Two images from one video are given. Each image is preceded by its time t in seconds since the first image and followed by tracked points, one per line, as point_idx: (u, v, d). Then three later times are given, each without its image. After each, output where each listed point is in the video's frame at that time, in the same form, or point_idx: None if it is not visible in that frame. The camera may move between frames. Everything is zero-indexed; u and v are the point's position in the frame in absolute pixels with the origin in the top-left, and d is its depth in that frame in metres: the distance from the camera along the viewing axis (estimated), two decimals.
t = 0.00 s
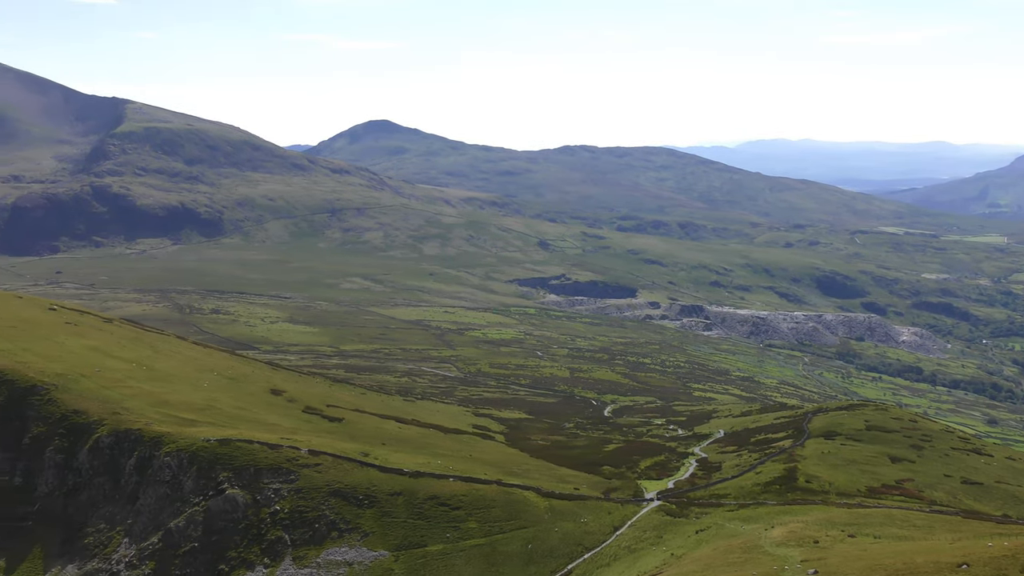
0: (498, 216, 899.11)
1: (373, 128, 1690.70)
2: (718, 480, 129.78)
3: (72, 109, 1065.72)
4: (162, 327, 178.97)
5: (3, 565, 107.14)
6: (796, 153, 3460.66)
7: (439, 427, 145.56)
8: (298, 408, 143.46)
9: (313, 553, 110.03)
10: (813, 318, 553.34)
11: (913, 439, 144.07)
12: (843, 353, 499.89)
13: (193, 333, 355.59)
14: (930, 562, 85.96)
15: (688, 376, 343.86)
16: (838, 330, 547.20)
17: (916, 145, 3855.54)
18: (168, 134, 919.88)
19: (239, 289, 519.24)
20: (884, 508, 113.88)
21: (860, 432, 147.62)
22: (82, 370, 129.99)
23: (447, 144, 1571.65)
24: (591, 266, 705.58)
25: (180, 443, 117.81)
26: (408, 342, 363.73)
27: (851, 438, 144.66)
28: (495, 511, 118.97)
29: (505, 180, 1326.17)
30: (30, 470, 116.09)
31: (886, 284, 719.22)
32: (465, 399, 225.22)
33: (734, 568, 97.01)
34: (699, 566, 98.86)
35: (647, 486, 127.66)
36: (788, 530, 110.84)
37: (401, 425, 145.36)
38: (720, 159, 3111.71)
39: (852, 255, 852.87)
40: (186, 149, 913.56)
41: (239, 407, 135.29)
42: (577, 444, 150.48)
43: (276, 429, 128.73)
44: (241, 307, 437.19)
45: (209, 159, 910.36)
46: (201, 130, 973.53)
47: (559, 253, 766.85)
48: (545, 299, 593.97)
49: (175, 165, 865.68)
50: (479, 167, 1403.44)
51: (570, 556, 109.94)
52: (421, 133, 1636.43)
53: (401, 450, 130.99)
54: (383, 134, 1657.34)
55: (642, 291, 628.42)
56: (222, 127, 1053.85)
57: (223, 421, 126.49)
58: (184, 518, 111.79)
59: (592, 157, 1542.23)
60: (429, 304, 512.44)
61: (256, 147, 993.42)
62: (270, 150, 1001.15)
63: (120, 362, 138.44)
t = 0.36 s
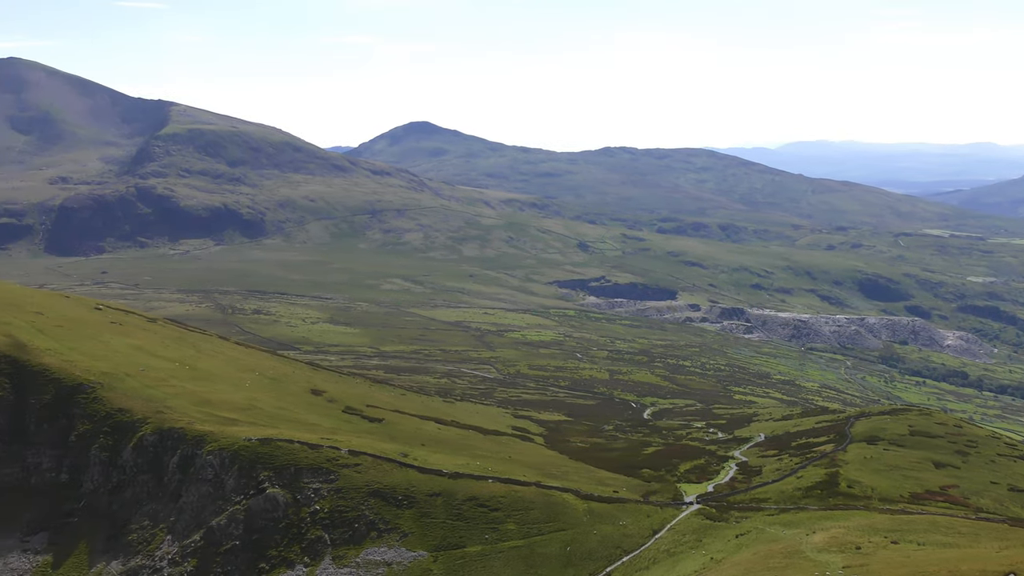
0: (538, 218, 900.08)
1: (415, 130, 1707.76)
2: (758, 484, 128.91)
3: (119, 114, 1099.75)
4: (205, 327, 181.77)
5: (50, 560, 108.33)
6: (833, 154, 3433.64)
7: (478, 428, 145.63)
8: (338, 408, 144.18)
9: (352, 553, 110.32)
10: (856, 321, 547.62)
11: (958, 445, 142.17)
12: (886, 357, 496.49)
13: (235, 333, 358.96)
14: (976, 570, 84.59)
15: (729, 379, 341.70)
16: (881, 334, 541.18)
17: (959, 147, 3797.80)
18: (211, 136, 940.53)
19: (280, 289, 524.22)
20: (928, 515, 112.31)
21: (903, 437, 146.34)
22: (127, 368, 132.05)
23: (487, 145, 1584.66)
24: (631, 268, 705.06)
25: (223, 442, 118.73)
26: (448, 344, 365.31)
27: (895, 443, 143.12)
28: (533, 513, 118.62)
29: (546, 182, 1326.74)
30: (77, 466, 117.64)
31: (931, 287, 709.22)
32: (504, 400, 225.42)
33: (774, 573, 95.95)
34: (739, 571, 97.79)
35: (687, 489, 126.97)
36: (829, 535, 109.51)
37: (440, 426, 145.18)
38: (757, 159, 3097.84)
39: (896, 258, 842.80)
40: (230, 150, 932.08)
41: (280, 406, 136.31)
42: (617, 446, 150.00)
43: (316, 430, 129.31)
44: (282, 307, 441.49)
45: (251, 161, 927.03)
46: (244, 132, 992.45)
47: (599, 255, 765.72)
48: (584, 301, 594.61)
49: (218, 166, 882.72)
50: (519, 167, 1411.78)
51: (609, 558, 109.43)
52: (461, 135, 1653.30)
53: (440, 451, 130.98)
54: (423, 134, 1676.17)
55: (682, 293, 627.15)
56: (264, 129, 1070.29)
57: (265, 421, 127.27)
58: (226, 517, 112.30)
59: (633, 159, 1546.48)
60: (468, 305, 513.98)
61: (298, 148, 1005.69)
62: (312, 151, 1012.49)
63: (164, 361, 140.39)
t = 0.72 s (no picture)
0: (577, 220, 900.96)
1: (453, 131, 1729.57)
2: (799, 487, 127.77)
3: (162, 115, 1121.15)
4: (246, 328, 184.41)
5: (93, 556, 109.43)
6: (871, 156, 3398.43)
7: (517, 429, 145.54)
8: (377, 408, 144.49)
9: (390, 553, 110.31)
10: (899, 324, 542.08)
11: (1004, 449, 140.21)
12: (930, 361, 491.31)
13: (275, 333, 362.67)
14: None
15: (769, 382, 339.24)
16: (924, 337, 534.16)
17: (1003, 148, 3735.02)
18: (254, 138, 967.78)
19: (320, 291, 527.81)
20: (973, 521, 110.46)
21: (947, 441, 144.63)
22: (169, 368, 133.51)
23: (524, 146, 1600.09)
24: (671, 270, 703.92)
25: (263, 441, 119.42)
26: (487, 345, 365.60)
27: (938, 447, 141.62)
28: (572, 515, 117.96)
29: (585, 183, 1346.66)
30: (120, 464, 118.80)
31: (976, 290, 696.36)
32: (543, 403, 224.89)
33: None
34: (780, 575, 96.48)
35: (726, 492, 126.10)
36: (872, 540, 107.90)
37: (480, 427, 144.92)
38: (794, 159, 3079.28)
39: (940, 260, 830.57)
40: (271, 152, 956.00)
41: (319, 407, 136.80)
42: (655, 448, 149.22)
43: (355, 429, 129.54)
44: (323, 307, 445.20)
45: (292, 162, 948.93)
46: (286, 134, 1018.43)
47: (638, 256, 764.18)
48: (624, 303, 595.19)
49: (259, 167, 905.86)
50: (558, 169, 1426.51)
51: (647, 561, 108.68)
52: (499, 136, 1674.22)
53: (479, 452, 130.82)
54: (462, 136, 1698.49)
55: (722, 295, 624.85)
56: (305, 130, 1088.48)
57: (304, 421, 127.70)
58: (265, 515, 112.66)
59: (672, 160, 1549.16)
60: (507, 307, 514.23)
61: (338, 151, 1029.32)
62: (353, 154, 1035.69)
63: (206, 361, 142.04)
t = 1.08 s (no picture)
0: (611, 220, 902.49)
1: (487, 131, 1754.76)
2: (835, 491, 126.63)
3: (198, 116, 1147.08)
4: (281, 328, 186.73)
5: (131, 553, 110.23)
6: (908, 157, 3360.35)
7: (550, 429, 145.42)
8: (410, 408, 144.69)
9: (423, 553, 110.01)
10: (936, 326, 535.13)
11: None
12: (969, 363, 483.56)
13: (309, 333, 368.09)
14: None
15: (804, 384, 337.10)
16: (962, 339, 524.76)
17: None
18: (289, 140, 987.02)
19: (354, 291, 533.04)
20: (1013, 525, 108.51)
21: (986, 445, 142.81)
22: (204, 367, 134.66)
23: (559, 147, 1618.87)
24: (705, 271, 703.07)
25: (297, 440, 119.81)
26: (520, 345, 365.93)
27: (977, 451, 139.89)
28: (604, 516, 117.17)
29: (618, 184, 1362.05)
30: (157, 462, 119.78)
31: (1017, 292, 681.44)
32: (576, 403, 224.75)
33: None
34: None
35: (760, 494, 125.15)
36: (908, 544, 106.21)
37: (512, 428, 144.76)
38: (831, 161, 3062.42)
39: (979, 261, 815.47)
40: (306, 153, 974.19)
41: (352, 406, 137.19)
42: (688, 450, 148.54)
43: (389, 429, 129.72)
44: (357, 307, 449.87)
45: (326, 163, 965.82)
46: (321, 135, 1036.57)
47: (672, 257, 762.99)
48: (658, 304, 596.31)
49: (295, 168, 924.96)
50: (592, 170, 1440.71)
51: (681, 562, 107.39)
52: (534, 137, 1696.19)
53: (511, 453, 130.52)
54: (496, 137, 1722.36)
55: (757, 296, 622.70)
56: (339, 131, 1103.78)
57: (338, 420, 127.96)
58: (299, 514, 112.85)
59: (707, 161, 1548.83)
60: (541, 307, 514.23)
61: (373, 151, 1045.57)
62: (388, 154, 1051.09)
63: (241, 360, 143.31)
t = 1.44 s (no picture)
0: (638, 221, 904.58)
1: (514, 133, 1779.60)
2: (863, 494, 125.94)
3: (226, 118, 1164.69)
4: (308, 329, 188.39)
5: (160, 552, 110.82)
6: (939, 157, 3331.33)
7: (577, 431, 145.23)
8: (436, 409, 144.58)
9: (450, 553, 109.91)
10: (967, 328, 528.47)
11: None
12: (1000, 365, 475.82)
13: (336, 333, 372.87)
14: None
15: (831, 386, 335.91)
16: (994, 341, 517.26)
17: None
18: (317, 142, 1012.16)
19: (381, 292, 538.56)
20: None
21: (1018, 448, 141.15)
22: (233, 367, 135.64)
23: (586, 149, 1637.18)
24: (733, 272, 702.50)
25: (324, 440, 120.18)
26: (546, 346, 366.54)
27: (1009, 454, 138.44)
28: (631, 518, 116.65)
29: (646, 185, 1372.82)
30: (186, 461, 120.54)
31: None
32: (602, 405, 224.92)
33: None
34: None
35: (788, 497, 124.27)
36: (938, 547, 104.95)
37: (538, 428, 144.54)
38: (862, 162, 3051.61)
39: (1011, 263, 803.11)
40: (334, 154, 999.52)
41: (379, 406, 137.37)
42: (715, 451, 147.80)
43: (415, 430, 129.82)
44: (385, 309, 453.94)
45: (354, 164, 988.57)
46: (349, 138, 1060.63)
47: (699, 258, 761.85)
48: (685, 305, 597.54)
49: (324, 170, 946.21)
50: (620, 172, 1451.84)
51: (708, 564, 106.62)
52: (561, 139, 1715.06)
53: (537, 454, 130.19)
54: (523, 139, 1742.77)
55: (785, 298, 621.73)
56: (367, 133, 1122.17)
57: (365, 421, 128.22)
58: (327, 514, 113.11)
59: (735, 162, 1548.82)
60: (568, 308, 514.81)
61: (401, 152, 1064.22)
62: (416, 155, 1068.55)
63: (268, 360, 144.39)
